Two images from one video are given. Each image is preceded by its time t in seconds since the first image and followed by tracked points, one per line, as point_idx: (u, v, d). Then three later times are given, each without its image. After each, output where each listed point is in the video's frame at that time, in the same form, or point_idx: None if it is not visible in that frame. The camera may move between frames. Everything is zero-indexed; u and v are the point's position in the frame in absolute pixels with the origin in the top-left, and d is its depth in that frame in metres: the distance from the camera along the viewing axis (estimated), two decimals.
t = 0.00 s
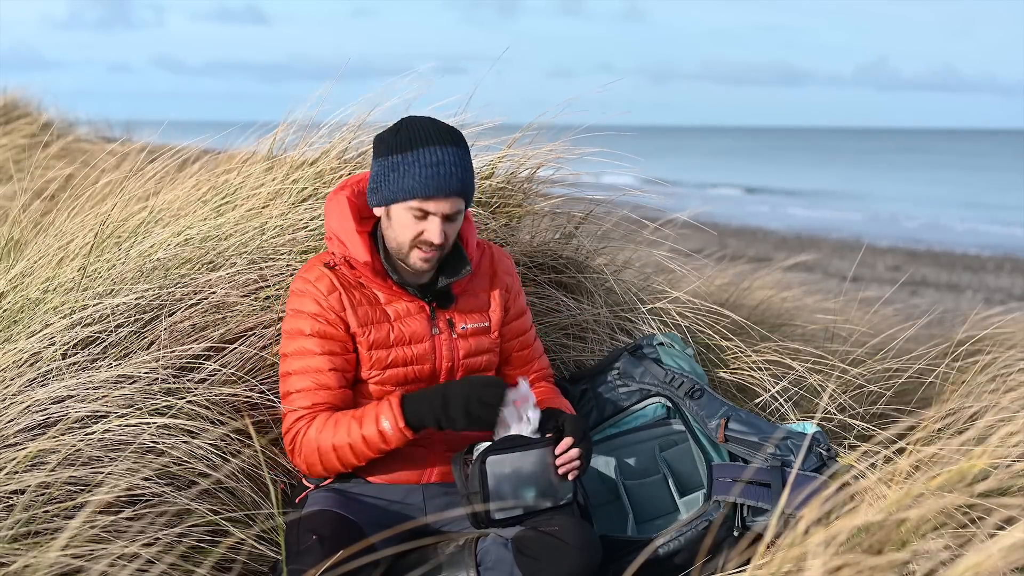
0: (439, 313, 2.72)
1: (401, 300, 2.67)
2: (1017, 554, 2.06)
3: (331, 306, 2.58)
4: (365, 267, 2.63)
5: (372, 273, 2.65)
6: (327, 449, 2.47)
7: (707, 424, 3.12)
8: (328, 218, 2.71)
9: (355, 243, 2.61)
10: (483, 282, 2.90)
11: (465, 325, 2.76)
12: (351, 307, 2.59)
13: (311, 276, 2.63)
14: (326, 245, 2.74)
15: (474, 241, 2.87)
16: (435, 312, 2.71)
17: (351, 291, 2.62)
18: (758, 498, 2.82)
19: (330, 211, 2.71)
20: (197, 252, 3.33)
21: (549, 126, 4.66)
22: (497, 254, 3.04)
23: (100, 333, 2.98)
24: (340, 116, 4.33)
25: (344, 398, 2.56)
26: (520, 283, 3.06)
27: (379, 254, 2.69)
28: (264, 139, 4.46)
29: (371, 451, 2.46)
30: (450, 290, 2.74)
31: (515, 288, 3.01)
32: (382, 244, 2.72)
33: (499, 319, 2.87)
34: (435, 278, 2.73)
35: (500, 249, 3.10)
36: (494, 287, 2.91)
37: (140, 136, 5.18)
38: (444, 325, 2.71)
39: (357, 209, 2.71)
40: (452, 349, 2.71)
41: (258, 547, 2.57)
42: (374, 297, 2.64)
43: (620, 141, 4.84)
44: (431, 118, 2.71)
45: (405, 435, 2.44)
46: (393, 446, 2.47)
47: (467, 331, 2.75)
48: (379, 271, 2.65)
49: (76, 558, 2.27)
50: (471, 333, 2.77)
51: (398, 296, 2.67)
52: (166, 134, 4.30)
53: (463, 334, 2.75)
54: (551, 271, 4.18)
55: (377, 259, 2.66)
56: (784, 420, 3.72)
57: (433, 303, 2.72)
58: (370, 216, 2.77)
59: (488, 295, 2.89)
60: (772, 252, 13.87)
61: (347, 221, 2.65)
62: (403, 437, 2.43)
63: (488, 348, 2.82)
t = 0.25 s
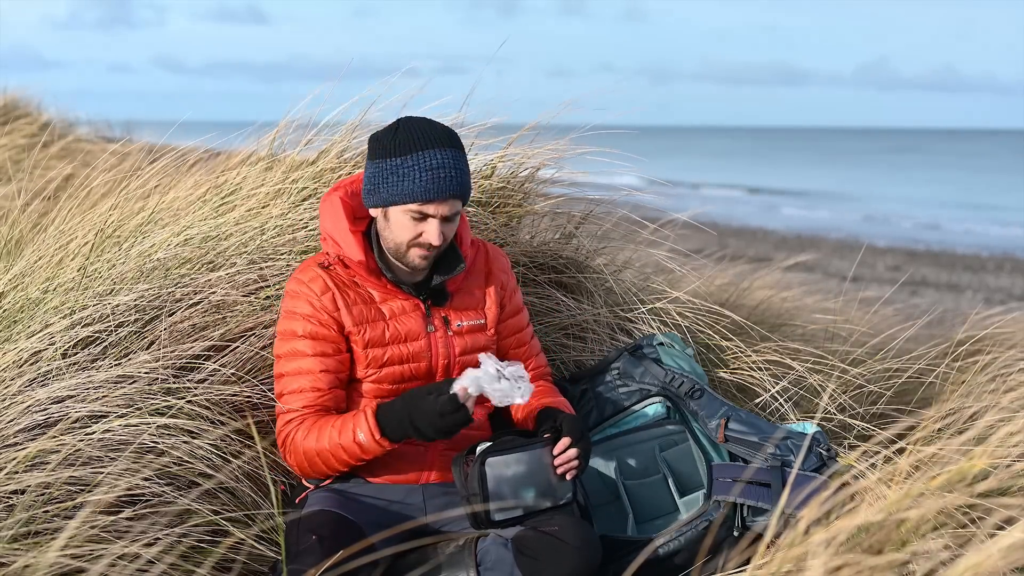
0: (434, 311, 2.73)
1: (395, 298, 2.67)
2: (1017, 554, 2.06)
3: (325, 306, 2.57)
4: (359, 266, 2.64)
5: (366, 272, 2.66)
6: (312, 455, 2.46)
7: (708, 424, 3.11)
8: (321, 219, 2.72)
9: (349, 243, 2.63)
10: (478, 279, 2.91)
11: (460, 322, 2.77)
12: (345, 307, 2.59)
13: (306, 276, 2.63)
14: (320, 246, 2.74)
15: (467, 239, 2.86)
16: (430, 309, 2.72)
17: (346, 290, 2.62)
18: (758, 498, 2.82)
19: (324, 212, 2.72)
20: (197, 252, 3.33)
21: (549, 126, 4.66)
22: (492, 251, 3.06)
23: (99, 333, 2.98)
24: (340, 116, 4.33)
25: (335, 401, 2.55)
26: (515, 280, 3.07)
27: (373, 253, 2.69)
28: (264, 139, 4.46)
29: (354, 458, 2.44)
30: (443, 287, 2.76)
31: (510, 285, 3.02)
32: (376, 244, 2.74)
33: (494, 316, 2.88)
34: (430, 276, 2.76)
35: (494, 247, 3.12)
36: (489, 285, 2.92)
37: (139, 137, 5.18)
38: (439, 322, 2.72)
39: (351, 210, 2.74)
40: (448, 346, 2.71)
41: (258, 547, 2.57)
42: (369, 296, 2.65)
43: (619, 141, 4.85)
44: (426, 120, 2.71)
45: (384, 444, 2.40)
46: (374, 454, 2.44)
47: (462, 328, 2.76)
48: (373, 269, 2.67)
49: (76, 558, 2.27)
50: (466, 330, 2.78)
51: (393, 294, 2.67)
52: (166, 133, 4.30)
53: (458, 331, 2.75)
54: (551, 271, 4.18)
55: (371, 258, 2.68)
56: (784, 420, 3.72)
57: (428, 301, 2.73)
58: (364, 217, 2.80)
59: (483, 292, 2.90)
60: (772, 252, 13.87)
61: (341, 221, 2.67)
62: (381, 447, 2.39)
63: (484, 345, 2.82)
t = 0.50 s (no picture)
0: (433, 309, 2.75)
1: (395, 297, 2.69)
2: (1017, 554, 2.06)
3: (325, 302, 2.58)
4: (358, 264, 2.65)
5: (365, 270, 2.67)
6: (317, 443, 2.35)
7: (708, 424, 3.11)
8: (320, 219, 2.74)
9: (347, 241, 2.63)
10: (476, 279, 2.95)
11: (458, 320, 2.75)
12: (345, 304, 2.60)
13: (306, 273, 2.64)
14: (318, 245, 2.75)
15: (466, 238, 2.89)
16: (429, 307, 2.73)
17: (345, 288, 2.63)
18: (758, 498, 2.81)
19: (322, 212, 2.74)
20: (197, 252, 3.33)
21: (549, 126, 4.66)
22: (490, 253, 3.10)
23: (100, 333, 2.98)
24: (340, 116, 4.33)
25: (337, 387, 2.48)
26: (513, 281, 3.10)
27: (371, 251, 2.71)
28: (264, 138, 4.45)
29: (354, 432, 2.30)
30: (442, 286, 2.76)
31: (508, 285, 3.05)
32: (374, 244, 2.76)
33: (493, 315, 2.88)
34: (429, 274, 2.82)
35: (493, 248, 3.16)
36: (487, 284, 2.95)
37: (139, 137, 5.18)
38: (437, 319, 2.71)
39: (350, 209, 2.76)
40: (447, 344, 2.70)
41: (258, 547, 2.57)
42: (369, 294, 2.66)
43: (619, 141, 4.84)
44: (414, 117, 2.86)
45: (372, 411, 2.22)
46: (367, 421, 2.26)
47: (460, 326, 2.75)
48: (372, 268, 2.68)
49: (76, 558, 2.27)
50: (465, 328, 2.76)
51: (392, 292, 2.69)
52: (166, 133, 4.30)
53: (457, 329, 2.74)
54: (551, 271, 4.18)
55: (370, 256, 2.69)
56: (784, 420, 3.72)
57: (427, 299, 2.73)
58: (362, 217, 2.82)
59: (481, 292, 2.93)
60: (772, 252, 13.87)
61: (339, 221, 2.68)
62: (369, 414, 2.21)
63: (483, 344, 2.81)
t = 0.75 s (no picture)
0: (433, 303, 2.73)
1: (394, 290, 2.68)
2: (1017, 554, 2.05)
3: (325, 289, 2.60)
4: (359, 254, 2.66)
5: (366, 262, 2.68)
6: (312, 405, 2.33)
7: (708, 424, 3.11)
8: (321, 214, 2.74)
9: (348, 233, 2.64)
10: (475, 276, 2.95)
11: (458, 315, 2.76)
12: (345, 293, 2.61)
13: (307, 263, 2.67)
14: (320, 240, 2.76)
15: (466, 235, 2.90)
16: (428, 302, 2.72)
17: (346, 279, 2.64)
18: (758, 498, 2.82)
19: (322, 207, 2.73)
20: (197, 252, 3.33)
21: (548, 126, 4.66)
22: (489, 252, 3.11)
23: (100, 333, 2.97)
24: (339, 116, 4.33)
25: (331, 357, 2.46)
26: (512, 280, 3.10)
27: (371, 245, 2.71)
28: (264, 138, 4.45)
29: (346, 387, 2.27)
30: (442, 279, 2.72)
31: (507, 283, 3.05)
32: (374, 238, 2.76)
33: (492, 312, 2.88)
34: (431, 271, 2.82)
35: (491, 248, 3.17)
36: (486, 281, 2.95)
37: (139, 137, 5.18)
38: (437, 314, 2.71)
39: (350, 205, 2.76)
40: (447, 338, 2.70)
41: (258, 547, 2.57)
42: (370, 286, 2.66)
43: (619, 141, 4.85)
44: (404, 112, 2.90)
45: (360, 360, 2.20)
46: (357, 372, 2.24)
47: (460, 322, 2.75)
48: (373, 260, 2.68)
49: (76, 558, 2.27)
50: (465, 324, 2.77)
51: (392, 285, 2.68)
52: (166, 134, 4.30)
53: (457, 325, 2.75)
54: (551, 271, 4.18)
55: (370, 250, 2.69)
56: (784, 420, 3.72)
57: (427, 293, 2.70)
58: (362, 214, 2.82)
59: (480, 289, 2.93)
60: (772, 252, 13.87)
61: (340, 213, 2.68)
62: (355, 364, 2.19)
63: (482, 340, 2.81)
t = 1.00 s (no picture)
0: (433, 302, 2.75)
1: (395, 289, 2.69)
2: (1017, 554, 2.05)
3: (325, 287, 2.62)
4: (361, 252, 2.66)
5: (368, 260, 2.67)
6: (301, 398, 2.35)
7: (708, 424, 3.11)
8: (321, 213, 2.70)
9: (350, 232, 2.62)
10: (476, 275, 2.95)
11: (457, 315, 2.77)
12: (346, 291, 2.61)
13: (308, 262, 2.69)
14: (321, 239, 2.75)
15: (465, 235, 2.91)
16: (428, 300, 2.73)
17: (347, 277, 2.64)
18: (758, 498, 2.82)
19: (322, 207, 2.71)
20: (197, 252, 3.33)
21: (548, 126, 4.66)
22: (490, 252, 3.11)
23: (100, 333, 2.97)
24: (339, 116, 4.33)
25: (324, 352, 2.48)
26: (512, 281, 3.10)
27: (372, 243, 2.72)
28: (264, 138, 4.45)
29: (334, 379, 2.30)
30: (442, 279, 2.78)
31: (507, 283, 3.04)
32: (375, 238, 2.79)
33: (492, 311, 2.89)
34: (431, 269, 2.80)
35: (492, 248, 3.17)
36: (486, 280, 2.96)
37: (139, 137, 5.18)
38: (437, 313, 2.73)
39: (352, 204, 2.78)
40: (446, 337, 2.71)
41: (258, 547, 2.57)
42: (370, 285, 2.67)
43: (619, 141, 4.85)
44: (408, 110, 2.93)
45: (348, 352, 2.25)
46: (346, 364, 2.27)
47: (460, 321, 2.77)
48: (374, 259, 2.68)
49: (76, 558, 2.27)
50: (465, 323, 2.78)
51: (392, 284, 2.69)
52: (166, 134, 4.30)
53: (456, 324, 2.76)
54: (551, 271, 4.18)
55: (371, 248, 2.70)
56: (784, 420, 3.73)
57: (427, 293, 2.75)
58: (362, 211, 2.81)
59: (481, 288, 2.93)
60: (772, 252, 13.86)
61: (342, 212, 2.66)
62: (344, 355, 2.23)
63: (482, 339, 2.82)
